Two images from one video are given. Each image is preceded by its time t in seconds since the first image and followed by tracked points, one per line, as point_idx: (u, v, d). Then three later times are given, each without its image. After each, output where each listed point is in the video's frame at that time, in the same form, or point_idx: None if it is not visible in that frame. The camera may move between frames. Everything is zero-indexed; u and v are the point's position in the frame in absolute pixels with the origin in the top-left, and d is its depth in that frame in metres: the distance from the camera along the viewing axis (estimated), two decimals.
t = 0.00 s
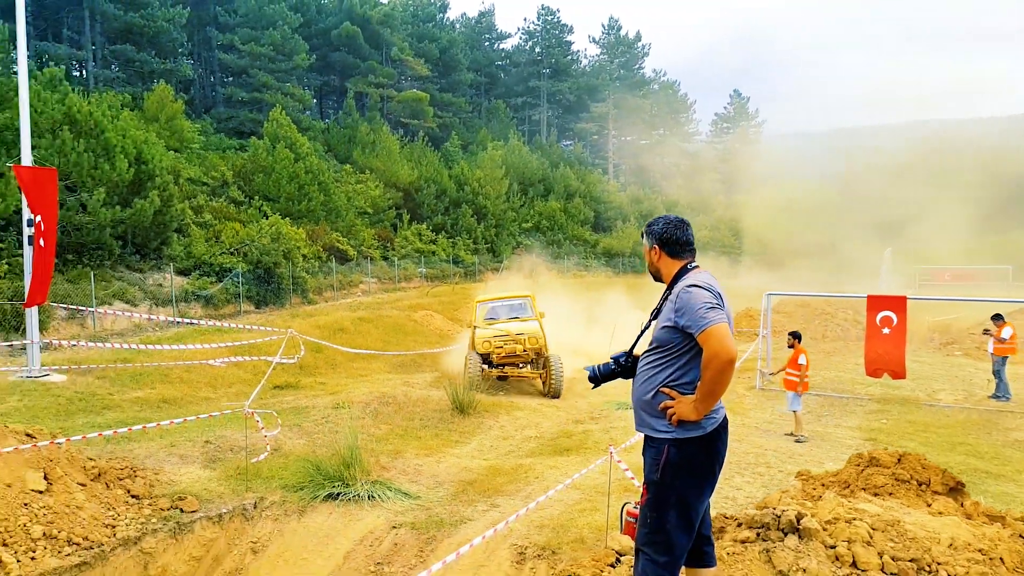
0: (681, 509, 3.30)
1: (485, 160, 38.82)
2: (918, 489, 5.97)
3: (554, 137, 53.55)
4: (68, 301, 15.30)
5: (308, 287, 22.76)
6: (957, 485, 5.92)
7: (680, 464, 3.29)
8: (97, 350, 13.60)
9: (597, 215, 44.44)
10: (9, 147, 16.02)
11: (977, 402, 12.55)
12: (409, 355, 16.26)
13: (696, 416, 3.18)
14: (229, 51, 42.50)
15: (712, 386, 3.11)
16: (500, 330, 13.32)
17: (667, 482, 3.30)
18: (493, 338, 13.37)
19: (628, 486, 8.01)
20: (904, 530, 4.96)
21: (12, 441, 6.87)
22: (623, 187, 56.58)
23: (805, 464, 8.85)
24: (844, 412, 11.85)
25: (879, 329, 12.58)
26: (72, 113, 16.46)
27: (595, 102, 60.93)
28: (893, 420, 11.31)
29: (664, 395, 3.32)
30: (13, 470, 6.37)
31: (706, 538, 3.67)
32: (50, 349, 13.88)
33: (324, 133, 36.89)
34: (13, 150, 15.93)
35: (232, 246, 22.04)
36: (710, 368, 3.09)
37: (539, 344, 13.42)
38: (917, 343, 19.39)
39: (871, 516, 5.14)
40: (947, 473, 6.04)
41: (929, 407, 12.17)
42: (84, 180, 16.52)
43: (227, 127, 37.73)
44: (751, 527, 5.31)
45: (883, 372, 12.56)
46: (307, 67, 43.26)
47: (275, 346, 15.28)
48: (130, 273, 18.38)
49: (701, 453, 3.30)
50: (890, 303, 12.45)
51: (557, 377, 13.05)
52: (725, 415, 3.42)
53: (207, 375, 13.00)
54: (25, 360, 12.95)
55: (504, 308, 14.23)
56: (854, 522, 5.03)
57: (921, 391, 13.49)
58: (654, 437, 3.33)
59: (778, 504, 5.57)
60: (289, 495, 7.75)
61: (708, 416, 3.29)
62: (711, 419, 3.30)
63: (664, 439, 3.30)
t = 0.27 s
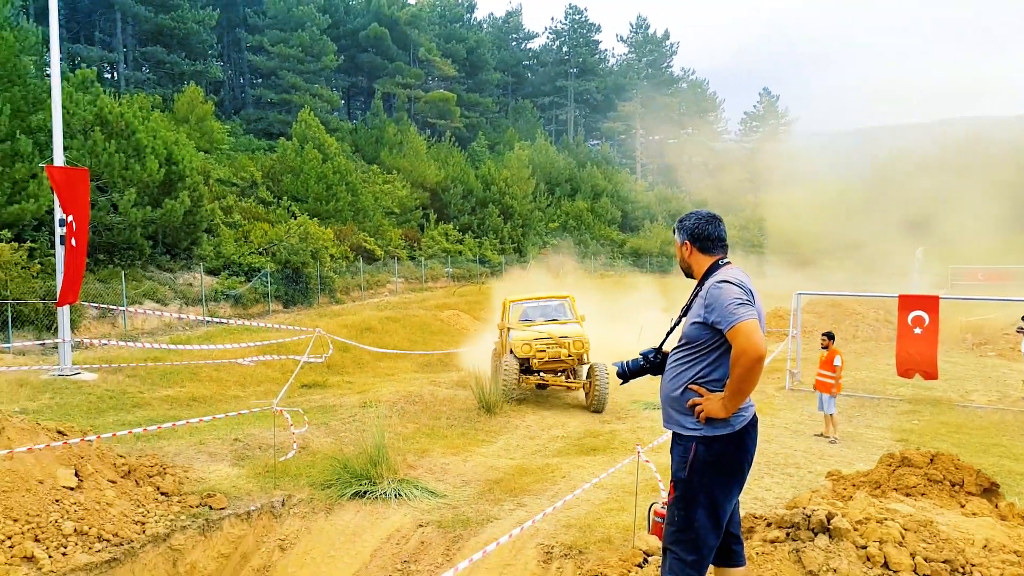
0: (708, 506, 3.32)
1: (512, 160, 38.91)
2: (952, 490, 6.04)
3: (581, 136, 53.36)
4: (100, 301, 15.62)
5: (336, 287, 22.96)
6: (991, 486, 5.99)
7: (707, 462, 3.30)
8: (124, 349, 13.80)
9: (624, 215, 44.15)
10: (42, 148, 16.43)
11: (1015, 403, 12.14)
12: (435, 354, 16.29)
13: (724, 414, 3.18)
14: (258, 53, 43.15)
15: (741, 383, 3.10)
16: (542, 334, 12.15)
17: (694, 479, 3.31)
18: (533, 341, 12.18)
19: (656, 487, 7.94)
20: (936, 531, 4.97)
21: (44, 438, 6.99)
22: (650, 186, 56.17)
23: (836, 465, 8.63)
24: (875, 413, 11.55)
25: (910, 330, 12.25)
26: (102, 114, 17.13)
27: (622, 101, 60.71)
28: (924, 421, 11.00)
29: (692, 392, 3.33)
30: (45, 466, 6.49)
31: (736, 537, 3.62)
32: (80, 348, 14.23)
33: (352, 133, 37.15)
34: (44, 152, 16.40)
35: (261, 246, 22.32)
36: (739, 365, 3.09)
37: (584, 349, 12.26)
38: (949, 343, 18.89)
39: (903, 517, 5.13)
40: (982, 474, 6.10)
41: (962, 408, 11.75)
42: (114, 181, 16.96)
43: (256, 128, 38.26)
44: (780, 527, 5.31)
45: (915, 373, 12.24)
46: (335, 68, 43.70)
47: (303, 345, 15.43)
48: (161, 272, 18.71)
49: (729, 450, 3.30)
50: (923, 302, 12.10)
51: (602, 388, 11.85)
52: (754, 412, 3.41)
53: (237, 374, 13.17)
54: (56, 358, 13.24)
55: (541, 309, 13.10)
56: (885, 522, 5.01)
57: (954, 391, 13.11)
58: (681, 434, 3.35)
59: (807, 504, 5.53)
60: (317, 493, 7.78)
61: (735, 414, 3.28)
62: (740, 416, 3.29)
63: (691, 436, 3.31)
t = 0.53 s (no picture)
0: (727, 506, 3.23)
1: (531, 160, 38.97)
2: (972, 490, 6.14)
3: (600, 136, 53.16)
4: (120, 300, 15.84)
5: (355, 287, 23.11)
6: (1011, 487, 6.10)
7: (725, 463, 3.22)
8: (144, 347, 13.93)
9: (643, 215, 43.93)
10: (64, 148, 16.71)
11: None
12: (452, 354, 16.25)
13: (742, 412, 3.10)
14: (279, 54, 43.57)
15: (759, 380, 3.02)
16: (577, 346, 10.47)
17: (712, 479, 3.23)
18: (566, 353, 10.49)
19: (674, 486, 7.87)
20: (955, 531, 4.96)
21: (64, 436, 7.05)
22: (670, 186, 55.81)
23: (855, 466, 8.49)
24: (894, 413, 11.34)
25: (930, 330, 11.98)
26: (123, 114, 17.44)
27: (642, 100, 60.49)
28: (945, 421, 10.78)
29: (710, 390, 3.25)
30: (65, 463, 6.55)
31: (754, 536, 3.52)
32: (101, 347, 14.42)
33: (371, 134, 37.31)
34: (66, 152, 16.67)
35: (280, 246, 22.51)
36: (758, 363, 3.01)
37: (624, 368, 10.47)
38: (971, 343, 18.55)
39: (922, 517, 5.14)
40: (1003, 475, 6.19)
41: (983, 410, 11.42)
42: (135, 181, 17.26)
43: (276, 129, 38.59)
44: (798, 526, 5.26)
45: (935, 373, 11.94)
46: (355, 69, 44.02)
47: (322, 344, 15.50)
48: (181, 272, 18.90)
49: (748, 450, 3.21)
50: (944, 302, 11.84)
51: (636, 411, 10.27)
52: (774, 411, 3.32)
53: (256, 373, 13.25)
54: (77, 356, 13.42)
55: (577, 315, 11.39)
56: (904, 522, 4.98)
57: (975, 391, 12.83)
58: (699, 432, 3.28)
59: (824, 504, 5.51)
60: (335, 491, 7.77)
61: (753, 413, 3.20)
62: (759, 415, 3.21)
63: (709, 435, 3.24)
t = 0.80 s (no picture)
0: (739, 506, 3.17)
1: (542, 159, 39.04)
2: (985, 489, 6.10)
3: (612, 136, 52.98)
4: (133, 300, 15.95)
5: (366, 287, 23.16)
6: None
7: (737, 461, 3.16)
8: (156, 347, 14.00)
9: (655, 214, 43.75)
10: (76, 148, 16.85)
11: None
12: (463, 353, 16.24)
13: (754, 411, 3.04)
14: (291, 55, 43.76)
15: (771, 379, 2.96)
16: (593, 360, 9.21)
17: (724, 478, 3.17)
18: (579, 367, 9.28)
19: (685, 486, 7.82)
20: (969, 531, 4.87)
21: (75, 436, 7.07)
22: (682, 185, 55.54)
23: (868, 465, 8.38)
24: (907, 412, 11.19)
25: (944, 329, 11.78)
26: (136, 115, 17.59)
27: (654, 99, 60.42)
28: (959, 421, 10.62)
29: (722, 389, 3.19)
30: (76, 463, 6.56)
31: (765, 535, 3.45)
32: (113, 346, 14.50)
33: (383, 134, 37.41)
34: (78, 152, 16.81)
35: (292, 246, 22.56)
36: (770, 360, 2.94)
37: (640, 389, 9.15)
38: (986, 343, 18.30)
39: (936, 516, 5.05)
40: (1016, 475, 6.15)
41: (998, 409, 11.25)
42: (147, 180, 17.41)
43: (288, 129, 38.73)
44: (809, 525, 5.20)
45: (948, 373, 11.72)
46: (366, 69, 44.16)
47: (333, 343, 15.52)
48: (193, 272, 19.01)
49: (760, 448, 3.15)
50: (956, 301, 11.64)
51: (648, 443, 8.98)
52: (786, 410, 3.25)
53: (267, 372, 13.28)
54: (90, 356, 13.51)
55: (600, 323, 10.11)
56: (917, 522, 4.89)
57: (991, 391, 12.65)
58: (710, 431, 3.22)
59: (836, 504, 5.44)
60: (346, 490, 7.76)
61: (766, 412, 3.14)
62: (772, 413, 3.14)
63: (720, 433, 3.18)
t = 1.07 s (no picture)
0: (752, 505, 3.15)
1: (552, 160, 39.04)
2: (999, 492, 6.04)
3: (622, 136, 52.88)
4: (145, 299, 16.09)
5: (376, 287, 23.22)
6: None
7: (751, 460, 3.14)
8: (168, 345, 14.09)
9: (665, 215, 43.65)
10: (89, 148, 17.00)
11: None
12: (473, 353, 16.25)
13: (769, 410, 3.02)
14: (302, 55, 43.98)
15: (787, 379, 2.94)
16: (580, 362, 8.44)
17: (737, 477, 3.15)
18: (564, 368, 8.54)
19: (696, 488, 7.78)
20: (984, 534, 4.82)
21: (89, 433, 7.12)
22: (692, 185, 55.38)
23: (880, 467, 8.33)
24: (920, 415, 11.10)
25: (957, 331, 11.66)
26: (149, 115, 17.73)
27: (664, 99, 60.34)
28: (972, 423, 10.53)
29: (736, 388, 3.17)
30: (89, 460, 6.60)
31: (778, 537, 3.43)
32: (126, 345, 14.62)
33: (393, 134, 37.52)
34: (91, 151, 16.95)
35: (303, 246, 22.65)
36: (786, 360, 2.92)
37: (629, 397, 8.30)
38: (1000, 346, 18.12)
39: (950, 518, 5.03)
40: None
41: (1013, 412, 11.15)
42: (160, 180, 17.56)
43: (299, 129, 38.90)
44: (822, 527, 5.14)
45: (961, 375, 11.65)
46: (377, 69, 44.35)
47: (343, 343, 15.60)
48: (205, 271, 19.14)
49: (775, 447, 3.13)
50: (971, 303, 11.50)
51: (633, 460, 8.00)
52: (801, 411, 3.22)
53: (278, 371, 13.33)
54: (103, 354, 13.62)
55: (606, 327, 9.35)
56: (931, 524, 4.83)
57: (1005, 394, 12.52)
58: (724, 430, 3.20)
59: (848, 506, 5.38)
60: (356, 489, 7.77)
61: (782, 413, 3.11)
62: (786, 413, 3.12)
63: (735, 433, 3.16)
